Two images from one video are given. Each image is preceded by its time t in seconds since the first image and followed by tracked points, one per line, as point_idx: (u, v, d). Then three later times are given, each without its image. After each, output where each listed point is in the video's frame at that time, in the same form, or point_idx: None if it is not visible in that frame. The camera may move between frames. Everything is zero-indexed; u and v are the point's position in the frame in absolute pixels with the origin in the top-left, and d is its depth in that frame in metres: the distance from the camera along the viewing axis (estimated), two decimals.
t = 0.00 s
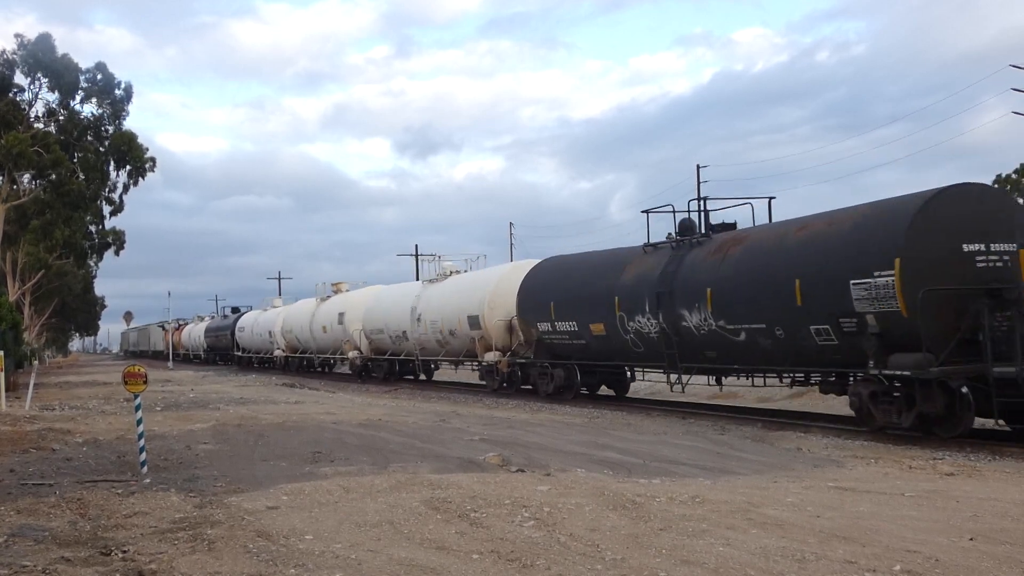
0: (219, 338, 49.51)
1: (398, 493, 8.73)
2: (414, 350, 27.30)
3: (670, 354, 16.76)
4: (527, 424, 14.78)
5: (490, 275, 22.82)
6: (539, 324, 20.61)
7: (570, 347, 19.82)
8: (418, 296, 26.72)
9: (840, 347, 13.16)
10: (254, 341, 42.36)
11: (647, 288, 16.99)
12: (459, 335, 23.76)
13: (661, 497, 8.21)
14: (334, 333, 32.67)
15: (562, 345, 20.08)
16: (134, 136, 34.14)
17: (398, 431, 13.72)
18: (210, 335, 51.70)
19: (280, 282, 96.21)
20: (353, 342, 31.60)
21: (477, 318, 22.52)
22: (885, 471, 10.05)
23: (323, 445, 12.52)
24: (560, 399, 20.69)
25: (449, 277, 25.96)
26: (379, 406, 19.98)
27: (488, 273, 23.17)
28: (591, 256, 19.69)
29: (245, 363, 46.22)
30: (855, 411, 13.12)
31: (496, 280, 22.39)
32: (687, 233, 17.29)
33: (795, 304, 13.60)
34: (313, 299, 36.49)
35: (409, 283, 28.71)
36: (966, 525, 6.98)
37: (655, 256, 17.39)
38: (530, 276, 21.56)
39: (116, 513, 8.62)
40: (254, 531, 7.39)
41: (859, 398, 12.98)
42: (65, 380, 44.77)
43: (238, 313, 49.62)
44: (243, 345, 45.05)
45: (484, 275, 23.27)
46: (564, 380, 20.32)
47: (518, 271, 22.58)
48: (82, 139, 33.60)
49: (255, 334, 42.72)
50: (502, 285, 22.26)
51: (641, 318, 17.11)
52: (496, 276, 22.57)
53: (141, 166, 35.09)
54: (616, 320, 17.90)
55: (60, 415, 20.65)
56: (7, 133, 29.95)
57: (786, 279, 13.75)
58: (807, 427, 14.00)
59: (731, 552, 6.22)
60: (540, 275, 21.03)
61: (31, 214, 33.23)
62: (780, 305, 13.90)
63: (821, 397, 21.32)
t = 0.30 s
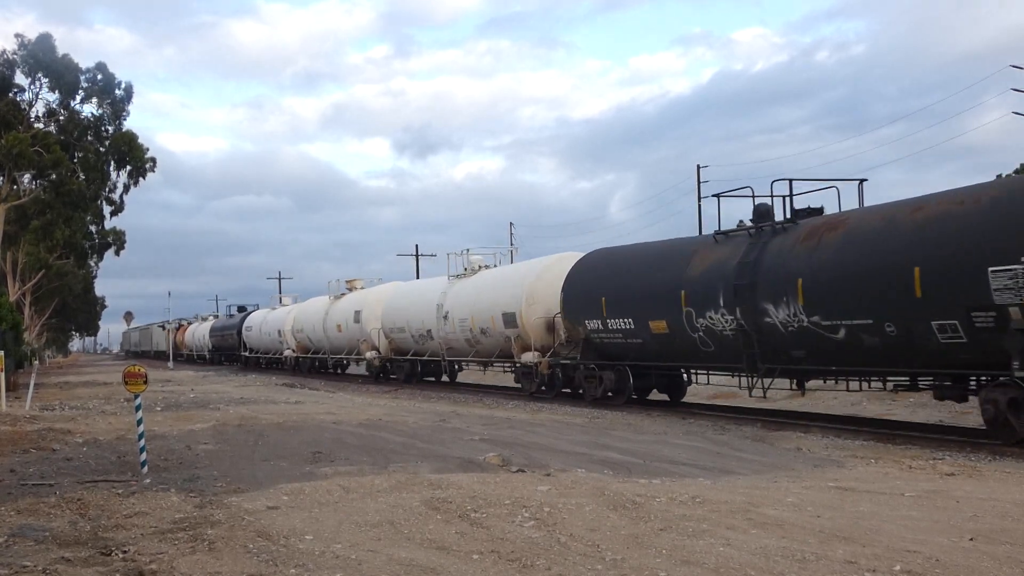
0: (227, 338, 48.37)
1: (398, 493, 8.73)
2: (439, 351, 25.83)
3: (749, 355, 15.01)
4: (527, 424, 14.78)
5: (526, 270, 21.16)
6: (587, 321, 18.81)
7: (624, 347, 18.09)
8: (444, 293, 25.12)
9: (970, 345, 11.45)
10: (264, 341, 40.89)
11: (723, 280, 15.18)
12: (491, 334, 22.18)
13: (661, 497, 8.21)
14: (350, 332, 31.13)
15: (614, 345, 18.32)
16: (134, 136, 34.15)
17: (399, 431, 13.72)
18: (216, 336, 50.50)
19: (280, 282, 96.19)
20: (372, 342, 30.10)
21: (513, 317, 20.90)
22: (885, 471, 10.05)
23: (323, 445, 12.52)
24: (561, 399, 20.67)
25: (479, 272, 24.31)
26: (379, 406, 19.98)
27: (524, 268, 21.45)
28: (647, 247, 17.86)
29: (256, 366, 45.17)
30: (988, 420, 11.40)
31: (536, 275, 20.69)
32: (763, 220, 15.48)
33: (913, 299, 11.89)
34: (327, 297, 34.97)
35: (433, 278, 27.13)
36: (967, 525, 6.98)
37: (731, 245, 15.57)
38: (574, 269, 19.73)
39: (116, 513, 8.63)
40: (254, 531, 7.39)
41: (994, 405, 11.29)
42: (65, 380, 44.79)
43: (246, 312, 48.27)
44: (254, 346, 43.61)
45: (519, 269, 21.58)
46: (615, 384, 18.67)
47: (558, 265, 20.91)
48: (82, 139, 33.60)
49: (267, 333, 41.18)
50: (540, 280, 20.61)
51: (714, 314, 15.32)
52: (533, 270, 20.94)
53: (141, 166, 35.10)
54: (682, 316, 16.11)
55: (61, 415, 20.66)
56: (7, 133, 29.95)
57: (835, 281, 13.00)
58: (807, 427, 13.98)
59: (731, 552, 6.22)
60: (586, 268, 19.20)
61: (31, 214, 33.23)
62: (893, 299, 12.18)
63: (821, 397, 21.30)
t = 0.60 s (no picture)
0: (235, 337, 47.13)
1: (398, 493, 8.72)
2: (468, 351, 24.42)
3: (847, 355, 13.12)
4: (527, 424, 14.78)
5: (570, 264, 19.75)
6: (644, 319, 16.96)
7: (688, 347, 16.26)
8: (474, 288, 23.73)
9: None
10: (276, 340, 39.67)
11: (818, 272, 13.28)
12: (530, 332, 20.77)
13: (661, 497, 8.21)
14: (367, 331, 29.88)
15: (677, 344, 16.51)
16: (134, 136, 34.16)
17: (399, 431, 13.71)
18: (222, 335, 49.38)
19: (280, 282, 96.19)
20: (393, 342, 28.70)
21: (556, 314, 19.48)
22: (885, 471, 10.04)
23: (323, 445, 12.51)
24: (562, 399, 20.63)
25: (515, 266, 22.85)
26: (379, 406, 19.98)
27: (567, 262, 20.03)
28: (715, 235, 15.98)
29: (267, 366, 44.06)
30: None
31: (581, 271, 19.26)
32: (859, 203, 13.49)
33: None
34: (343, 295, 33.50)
35: (462, 274, 25.67)
36: (966, 525, 6.98)
37: (821, 232, 13.65)
38: (625, 261, 17.91)
39: (116, 513, 8.63)
40: (254, 531, 7.39)
41: None
42: (65, 380, 44.81)
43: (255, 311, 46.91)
44: (266, 346, 42.21)
45: (563, 263, 20.13)
46: (677, 388, 16.86)
47: (606, 260, 19.45)
48: (82, 139, 33.60)
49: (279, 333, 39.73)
50: (586, 275, 19.20)
51: (806, 309, 13.47)
52: (577, 264, 19.53)
53: (141, 166, 35.09)
54: (766, 314, 14.24)
55: (61, 415, 20.66)
56: (7, 133, 29.95)
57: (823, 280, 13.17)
58: (807, 426, 13.97)
59: (731, 552, 6.22)
60: (641, 260, 17.35)
61: (31, 213, 33.23)
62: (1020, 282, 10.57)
63: (822, 397, 21.30)
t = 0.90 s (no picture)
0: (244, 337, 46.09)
1: (398, 493, 8.74)
2: (501, 352, 22.80)
3: (979, 359, 11.22)
4: (527, 424, 14.79)
5: (623, 257, 17.95)
6: (714, 317, 15.15)
7: (766, 349, 14.43)
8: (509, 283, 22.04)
9: None
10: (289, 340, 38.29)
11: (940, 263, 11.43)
12: (576, 332, 19.05)
13: (661, 497, 8.22)
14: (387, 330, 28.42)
15: (753, 346, 14.69)
16: (134, 136, 34.18)
17: (399, 431, 13.73)
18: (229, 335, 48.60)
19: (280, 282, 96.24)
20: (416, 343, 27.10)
21: (608, 312, 17.71)
22: (884, 471, 10.06)
23: (323, 445, 12.53)
24: (563, 400, 20.66)
25: (558, 260, 21.07)
26: (379, 406, 20.01)
27: (617, 253, 18.26)
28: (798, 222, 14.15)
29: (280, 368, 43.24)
30: None
31: (634, 264, 17.46)
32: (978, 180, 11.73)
33: None
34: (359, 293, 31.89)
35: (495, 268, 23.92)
36: (966, 525, 6.99)
37: (936, 215, 11.83)
38: (689, 252, 16.09)
39: (116, 513, 8.65)
40: (255, 531, 7.40)
41: None
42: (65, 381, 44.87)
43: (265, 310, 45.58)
44: (280, 346, 40.62)
45: (612, 255, 18.36)
46: (753, 395, 14.97)
47: (661, 251, 17.63)
48: (82, 139, 33.62)
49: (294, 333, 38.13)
50: (641, 269, 17.39)
51: (925, 304, 11.62)
52: (631, 256, 17.72)
53: (142, 166, 35.09)
54: (871, 312, 12.40)
55: (61, 415, 20.70)
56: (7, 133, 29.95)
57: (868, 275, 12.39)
58: (807, 427, 13.99)
59: (731, 552, 6.23)
60: (708, 250, 15.56)
61: (32, 214, 33.26)
62: None
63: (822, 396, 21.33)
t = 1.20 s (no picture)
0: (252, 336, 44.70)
1: (398, 493, 8.73)
2: (538, 353, 21.16)
3: None
4: (527, 424, 14.77)
5: (684, 245, 16.28)
6: (804, 314, 13.34)
7: (873, 351, 12.61)
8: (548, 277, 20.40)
9: None
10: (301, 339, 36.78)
11: None
12: (631, 331, 17.34)
13: (661, 497, 8.21)
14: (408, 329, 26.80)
15: (854, 348, 12.87)
16: (134, 136, 34.16)
17: (399, 431, 13.71)
18: (235, 335, 47.63)
19: (280, 282, 96.18)
20: (440, 343, 25.46)
21: (669, 309, 16.02)
22: (885, 471, 10.05)
23: (322, 445, 12.52)
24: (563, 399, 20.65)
25: (604, 252, 19.36)
26: (379, 406, 19.99)
27: (678, 242, 16.59)
28: (903, 204, 12.37)
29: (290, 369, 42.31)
30: None
31: (700, 253, 15.78)
32: None
33: None
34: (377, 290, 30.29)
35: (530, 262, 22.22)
36: (967, 525, 6.98)
37: None
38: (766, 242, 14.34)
39: (116, 513, 8.63)
40: (254, 531, 7.39)
41: None
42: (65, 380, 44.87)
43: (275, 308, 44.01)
44: (292, 346, 39.02)
45: (672, 244, 16.69)
46: (851, 402, 13.16)
47: (730, 238, 15.95)
48: (82, 139, 33.62)
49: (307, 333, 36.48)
50: (707, 257, 15.74)
51: None
52: (693, 244, 16.08)
53: (141, 166, 35.08)
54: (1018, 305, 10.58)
55: (60, 415, 20.69)
56: (7, 133, 29.93)
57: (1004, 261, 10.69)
58: (807, 427, 13.99)
59: (731, 552, 6.22)
60: (790, 239, 13.80)
61: (31, 213, 33.23)
62: None
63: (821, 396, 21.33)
